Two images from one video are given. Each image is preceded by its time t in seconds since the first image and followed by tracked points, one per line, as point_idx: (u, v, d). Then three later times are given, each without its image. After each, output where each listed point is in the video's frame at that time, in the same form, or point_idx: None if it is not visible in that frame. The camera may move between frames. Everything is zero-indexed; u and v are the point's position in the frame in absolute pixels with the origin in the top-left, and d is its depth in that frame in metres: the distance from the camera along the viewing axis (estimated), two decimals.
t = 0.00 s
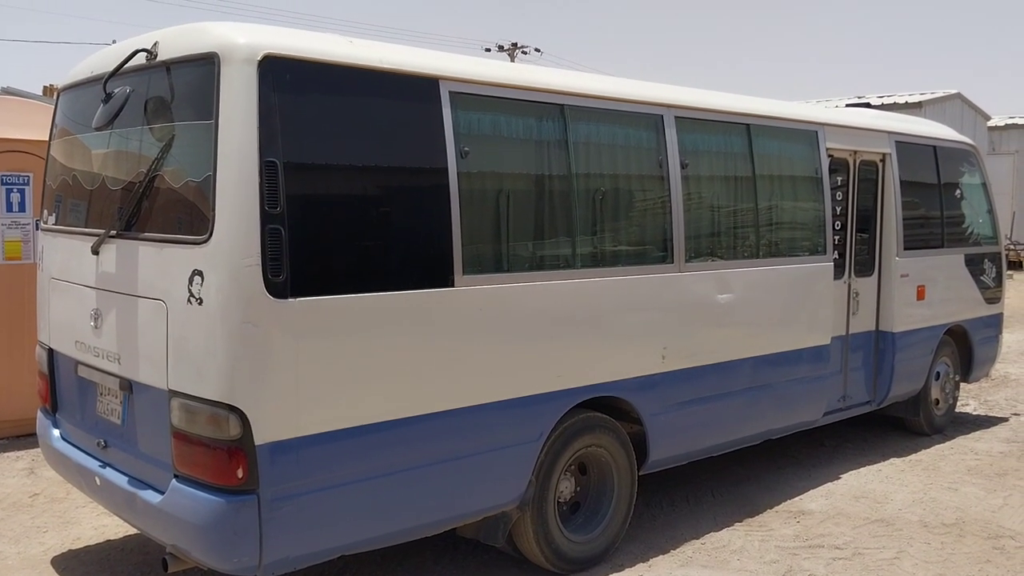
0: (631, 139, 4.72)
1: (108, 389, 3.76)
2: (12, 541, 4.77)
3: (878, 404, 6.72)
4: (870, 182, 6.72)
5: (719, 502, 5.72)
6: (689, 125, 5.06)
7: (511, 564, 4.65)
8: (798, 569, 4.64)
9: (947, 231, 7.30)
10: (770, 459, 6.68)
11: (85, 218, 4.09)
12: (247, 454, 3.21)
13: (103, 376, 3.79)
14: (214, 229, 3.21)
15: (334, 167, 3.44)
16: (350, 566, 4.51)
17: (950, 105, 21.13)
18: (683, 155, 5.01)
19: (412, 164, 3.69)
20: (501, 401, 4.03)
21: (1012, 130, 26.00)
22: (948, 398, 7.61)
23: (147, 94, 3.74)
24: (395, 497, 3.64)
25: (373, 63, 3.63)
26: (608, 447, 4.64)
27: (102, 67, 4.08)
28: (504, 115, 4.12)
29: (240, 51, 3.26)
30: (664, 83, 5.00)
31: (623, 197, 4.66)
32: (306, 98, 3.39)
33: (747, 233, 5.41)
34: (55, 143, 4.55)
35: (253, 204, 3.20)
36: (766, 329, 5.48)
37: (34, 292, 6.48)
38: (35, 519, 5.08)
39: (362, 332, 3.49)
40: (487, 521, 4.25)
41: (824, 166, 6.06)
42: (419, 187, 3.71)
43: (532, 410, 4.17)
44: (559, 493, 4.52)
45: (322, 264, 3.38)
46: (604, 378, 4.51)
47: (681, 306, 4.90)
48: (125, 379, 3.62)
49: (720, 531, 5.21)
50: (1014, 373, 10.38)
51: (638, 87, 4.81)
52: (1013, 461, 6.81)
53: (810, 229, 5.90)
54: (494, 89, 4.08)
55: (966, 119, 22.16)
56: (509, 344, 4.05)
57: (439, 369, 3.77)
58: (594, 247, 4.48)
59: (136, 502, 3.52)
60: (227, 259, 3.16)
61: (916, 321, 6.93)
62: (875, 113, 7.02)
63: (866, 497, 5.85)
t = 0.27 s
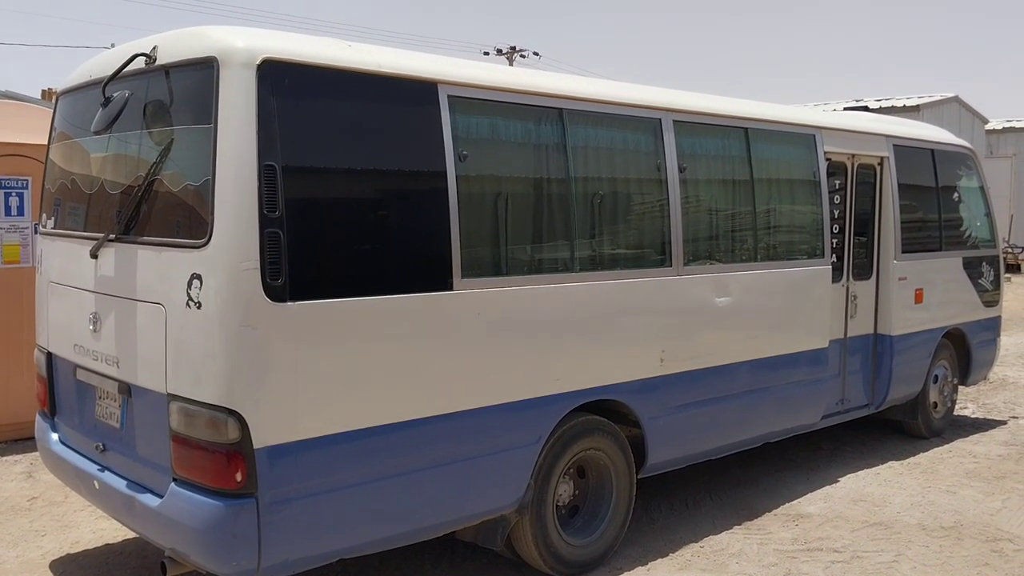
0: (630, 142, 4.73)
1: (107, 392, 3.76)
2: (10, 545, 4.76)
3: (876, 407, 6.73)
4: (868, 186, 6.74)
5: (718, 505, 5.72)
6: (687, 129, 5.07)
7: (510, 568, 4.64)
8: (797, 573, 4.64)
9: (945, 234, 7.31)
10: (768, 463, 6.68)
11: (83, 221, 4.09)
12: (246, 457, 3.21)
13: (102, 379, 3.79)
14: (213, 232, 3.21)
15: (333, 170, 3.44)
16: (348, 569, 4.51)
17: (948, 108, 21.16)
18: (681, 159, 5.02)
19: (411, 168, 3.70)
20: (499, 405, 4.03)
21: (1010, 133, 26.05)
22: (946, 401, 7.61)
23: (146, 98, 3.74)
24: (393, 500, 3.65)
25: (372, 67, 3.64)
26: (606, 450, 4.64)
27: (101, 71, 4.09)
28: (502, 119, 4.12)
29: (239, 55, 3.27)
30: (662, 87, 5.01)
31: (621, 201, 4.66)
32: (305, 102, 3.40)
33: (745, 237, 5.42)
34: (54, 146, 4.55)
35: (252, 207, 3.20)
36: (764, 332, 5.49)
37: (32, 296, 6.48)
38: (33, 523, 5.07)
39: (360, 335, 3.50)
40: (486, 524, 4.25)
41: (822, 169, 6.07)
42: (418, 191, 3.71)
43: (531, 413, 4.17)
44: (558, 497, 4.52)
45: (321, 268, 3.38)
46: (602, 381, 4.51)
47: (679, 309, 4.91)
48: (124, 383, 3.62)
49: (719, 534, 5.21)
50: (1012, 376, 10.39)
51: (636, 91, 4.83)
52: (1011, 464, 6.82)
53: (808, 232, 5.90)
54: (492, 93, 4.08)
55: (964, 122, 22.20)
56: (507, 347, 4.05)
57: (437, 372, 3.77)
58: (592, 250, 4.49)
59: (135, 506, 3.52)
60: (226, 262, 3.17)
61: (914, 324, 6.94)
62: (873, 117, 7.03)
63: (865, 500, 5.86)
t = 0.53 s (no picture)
0: (630, 144, 4.73)
1: (107, 394, 3.76)
2: (10, 546, 4.76)
3: (876, 409, 6.73)
4: (868, 188, 6.74)
5: (718, 507, 5.72)
6: (687, 130, 5.08)
7: (510, 570, 4.64)
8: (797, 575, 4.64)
9: (945, 236, 7.31)
10: (768, 465, 6.68)
11: (84, 223, 4.09)
12: (246, 459, 3.21)
13: (102, 381, 3.79)
14: (214, 234, 3.22)
15: (333, 172, 3.45)
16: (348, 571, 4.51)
17: (948, 110, 21.17)
18: (681, 161, 5.02)
19: (411, 169, 3.70)
20: (499, 406, 4.03)
21: (1010, 136, 26.05)
22: (946, 403, 7.61)
23: (147, 100, 3.74)
24: (394, 502, 3.65)
25: (372, 69, 3.64)
26: (607, 452, 4.64)
27: (101, 72, 4.09)
28: (503, 120, 4.12)
29: (240, 57, 3.27)
30: (662, 89, 5.01)
31: (621, 202, 4.66)
32: (305, 103, 3.40)
33: (745, 239, 5.42)
34: (55, 147, 4.56)
35: (252, 209, 3.20)
36: (764, 334, 5.49)
37: (32, 297, 6.48)
38: (33, 524, 5.07)
39: (361, 337, 3.50)
40: (486, 526, 4.25)
41: (822, 171, 6.07)
42: (418, 192, 3.72)
43: (531, 415, 4.17)
44: (558, 498, 4.52)
45: (321, 269, 3.38)
46: (602, 383, 4.51)
47: (679, 311, 4.91)
48: (124, 384, 3.62)
49: (719, 536, 5.21)
50: (1012, 378, 10.39)
51: (636, 92, 4.83)
52: (1011, 466, 6.81)
53: (808, 234, 5.91)
54: (493, 95, 4.08)
55: (964, 124, 22.22)
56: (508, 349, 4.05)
57: (437, 374, 3.77)
58: (592, 252, 4.49)
59: (135, 507, 3.52)
60: (226, 264, 3.17)
61: (914, 326, 6.93)
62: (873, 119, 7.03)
63: (865, 502, 5.85)
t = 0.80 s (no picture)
0: (631, 146, 4.73)
1: (108, 396, 3.76)
2: (10, 548, 4.76)
3: (877, 411, 6.72)
4: (869, 190, 6.74)
5: (719, 510, 5.71)
6: (688, 133, 5.08)
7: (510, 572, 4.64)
8: None
9: (946, 238, 7.31)
10: (769, 467, 6.67)
11: (85, 224, 4.09)
12: (246, 461, 3.21)
13: (103, 383, 3.78)
14: (214, 236, 3.22)
15: (334, 174, 3.45)
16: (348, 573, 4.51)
17: (948, 113, 21.17)
18: (682, 163, 5.02)
19: (412, 172, 3.70)
20: (500, 408, 4.03)
21: (1011, 138, 26.06)
22: (947, 405, 7.60)
23: (147, 101, 3.75)
24: (394, 504, 3.64)
25: (373, 71, 3.64)
26: (607, 455, 4.64)
27: (103, 74, 4.09)
28: (503, 123, 4.12)
29: (241, 59, 3.27)
30: (663, 92, 5.01)
31: (622, 205, 4.66)
32: (306, 105, 3.40)
33: (746, 241, 5.42)
34: (55, 149, 4.56)
35: (253, 210, 3.20)
36: (765, 336, 5.49)
37: (33, 298, 6.48)
38: (33, 526, 5.07)
39: (362, 339, 3.50)
40: (486, 529, 4.24)
41: (823, 174, 6.07)
42: (419, 194, 3.72)
43: (531, 417, 4.17)
44: (558, 501, 4.51)
45: (322, 271, 3.38)
46: (603, 385, 4.51)
47: (680, 314, 4.91)
48: (125, 386, 3.62)
49: (720, 539, 5.21)
50: (1012, 381, 10.39)
51: (637, 95, 4.83)
52: (1012, 469, 6.81)
53: (809, 237, 5.90)
54: (493, 97, 4.08)
55: (965, 127, 22.23)
56: (508, 351, 4.05)
57: (438, 376, 3.77)
58: (593, 254, 4.49)
59: (135, 509, 3.52)
60: (227, 266, 3.17)
61: (915, 329, 6.93)
62: (874, 121, 7.03)
63: (865, 505, 5.85)
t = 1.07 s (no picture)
0: (629, 149, 4.74)
1: (106, 398, 3.76)
2: (8, 550, 4.75)
3: (875, 413, 6.72)
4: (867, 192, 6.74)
5: (717, 512, 5.71)
6: (686, 135, 5.08)
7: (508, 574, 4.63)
8: None
9: (944, 241, 7.32)
10: (767, 469, 6.67)
11: (83, 226, 4.09)
12: (243, 463, 3.21)
13: (101, 385, 3.78)
14: (212, 238, 3.22)
15: (332, 176, 3.45)
16: None
17: (947, 115, 21.20)
18: (681, 165, 5.02)
19: (411, 174, 3.70)
20: (498, 411, 4.03)
21: (1009, 140, 26.10)
22: (945, 407, 7.61)
23: (146, 103, 3.75)
24: (392, 506, 3.64)
25: (371, 73, 3.64)
26: (605, 457, 4.64)
27: (101, 76, 4.09)
28: (502, 125, 4.13)
29: (239, 61, 3.27)
30: (661, 94, 5.02)
31: (620, 207, 4.66)
32: (304, 107, 3.40)
33: (744, 243, 5.42)
34: (54, 151, 4.56)
35: (251, 212, 3.20)
36: (763, 338, 5.49)
37: (31, 300, 6.48)
38: (31, 528, 5.06)
39: (359, 341, 3.50)
40: (484, 531, 4.24)
41: (821, 176, 6.07)
42: (417, 196, 3.72)
43: (529, 419, 4.17)
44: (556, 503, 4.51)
45: (320, 273, 3.38)
46: (601, 388, 4.51)
47: (678, 316, 4.91)
48: (123, 388, 3.62)
49: (718, 541, 5.21)
50: (1011, 382, 10.40)
51: (635, 97, 4.83)
52: (1010, 471, 6.81)
53: (807, 239, 5.91)
54: (492, 99, 4.09)
55: (963, 129, 22.25)
56: (506, 353, 4.05)
57: (436, 378, 3.77)
58: (591, 256, 4.49)
59: (133, 511, 3.52)
60: (225, 268, 3.17)
61: (913, 331, 6.94)
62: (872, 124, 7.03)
63: (864, 507, 5.85)
